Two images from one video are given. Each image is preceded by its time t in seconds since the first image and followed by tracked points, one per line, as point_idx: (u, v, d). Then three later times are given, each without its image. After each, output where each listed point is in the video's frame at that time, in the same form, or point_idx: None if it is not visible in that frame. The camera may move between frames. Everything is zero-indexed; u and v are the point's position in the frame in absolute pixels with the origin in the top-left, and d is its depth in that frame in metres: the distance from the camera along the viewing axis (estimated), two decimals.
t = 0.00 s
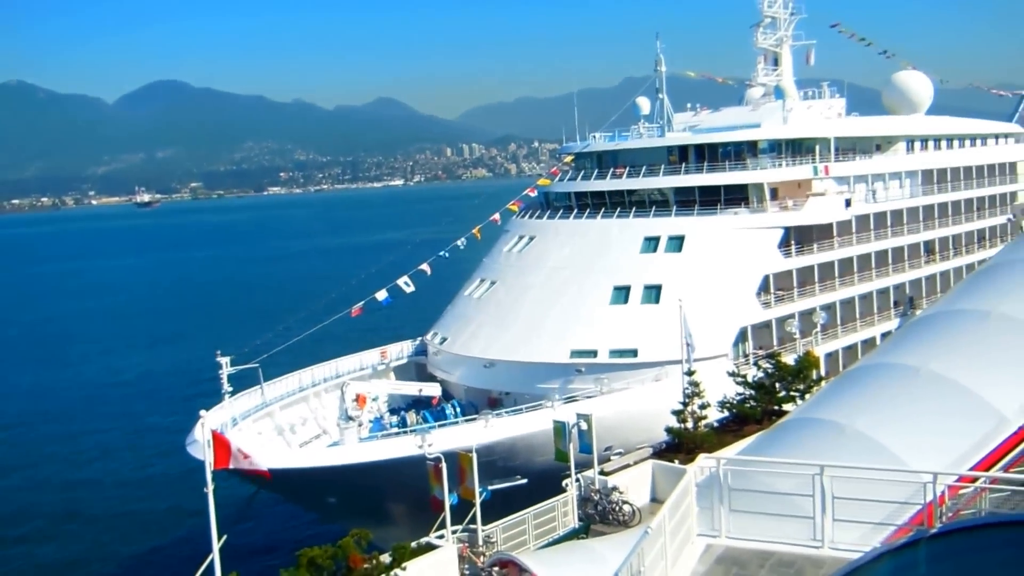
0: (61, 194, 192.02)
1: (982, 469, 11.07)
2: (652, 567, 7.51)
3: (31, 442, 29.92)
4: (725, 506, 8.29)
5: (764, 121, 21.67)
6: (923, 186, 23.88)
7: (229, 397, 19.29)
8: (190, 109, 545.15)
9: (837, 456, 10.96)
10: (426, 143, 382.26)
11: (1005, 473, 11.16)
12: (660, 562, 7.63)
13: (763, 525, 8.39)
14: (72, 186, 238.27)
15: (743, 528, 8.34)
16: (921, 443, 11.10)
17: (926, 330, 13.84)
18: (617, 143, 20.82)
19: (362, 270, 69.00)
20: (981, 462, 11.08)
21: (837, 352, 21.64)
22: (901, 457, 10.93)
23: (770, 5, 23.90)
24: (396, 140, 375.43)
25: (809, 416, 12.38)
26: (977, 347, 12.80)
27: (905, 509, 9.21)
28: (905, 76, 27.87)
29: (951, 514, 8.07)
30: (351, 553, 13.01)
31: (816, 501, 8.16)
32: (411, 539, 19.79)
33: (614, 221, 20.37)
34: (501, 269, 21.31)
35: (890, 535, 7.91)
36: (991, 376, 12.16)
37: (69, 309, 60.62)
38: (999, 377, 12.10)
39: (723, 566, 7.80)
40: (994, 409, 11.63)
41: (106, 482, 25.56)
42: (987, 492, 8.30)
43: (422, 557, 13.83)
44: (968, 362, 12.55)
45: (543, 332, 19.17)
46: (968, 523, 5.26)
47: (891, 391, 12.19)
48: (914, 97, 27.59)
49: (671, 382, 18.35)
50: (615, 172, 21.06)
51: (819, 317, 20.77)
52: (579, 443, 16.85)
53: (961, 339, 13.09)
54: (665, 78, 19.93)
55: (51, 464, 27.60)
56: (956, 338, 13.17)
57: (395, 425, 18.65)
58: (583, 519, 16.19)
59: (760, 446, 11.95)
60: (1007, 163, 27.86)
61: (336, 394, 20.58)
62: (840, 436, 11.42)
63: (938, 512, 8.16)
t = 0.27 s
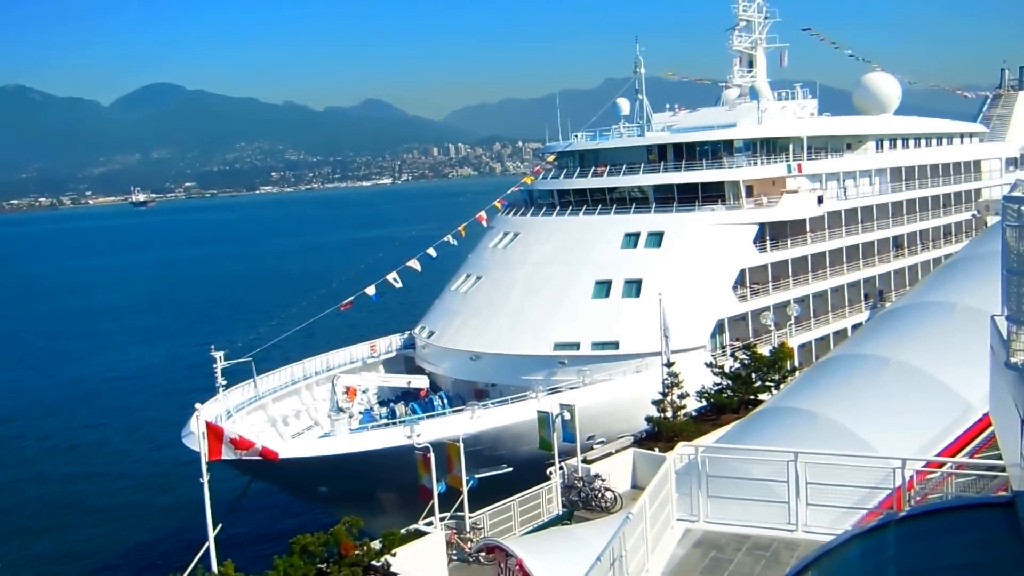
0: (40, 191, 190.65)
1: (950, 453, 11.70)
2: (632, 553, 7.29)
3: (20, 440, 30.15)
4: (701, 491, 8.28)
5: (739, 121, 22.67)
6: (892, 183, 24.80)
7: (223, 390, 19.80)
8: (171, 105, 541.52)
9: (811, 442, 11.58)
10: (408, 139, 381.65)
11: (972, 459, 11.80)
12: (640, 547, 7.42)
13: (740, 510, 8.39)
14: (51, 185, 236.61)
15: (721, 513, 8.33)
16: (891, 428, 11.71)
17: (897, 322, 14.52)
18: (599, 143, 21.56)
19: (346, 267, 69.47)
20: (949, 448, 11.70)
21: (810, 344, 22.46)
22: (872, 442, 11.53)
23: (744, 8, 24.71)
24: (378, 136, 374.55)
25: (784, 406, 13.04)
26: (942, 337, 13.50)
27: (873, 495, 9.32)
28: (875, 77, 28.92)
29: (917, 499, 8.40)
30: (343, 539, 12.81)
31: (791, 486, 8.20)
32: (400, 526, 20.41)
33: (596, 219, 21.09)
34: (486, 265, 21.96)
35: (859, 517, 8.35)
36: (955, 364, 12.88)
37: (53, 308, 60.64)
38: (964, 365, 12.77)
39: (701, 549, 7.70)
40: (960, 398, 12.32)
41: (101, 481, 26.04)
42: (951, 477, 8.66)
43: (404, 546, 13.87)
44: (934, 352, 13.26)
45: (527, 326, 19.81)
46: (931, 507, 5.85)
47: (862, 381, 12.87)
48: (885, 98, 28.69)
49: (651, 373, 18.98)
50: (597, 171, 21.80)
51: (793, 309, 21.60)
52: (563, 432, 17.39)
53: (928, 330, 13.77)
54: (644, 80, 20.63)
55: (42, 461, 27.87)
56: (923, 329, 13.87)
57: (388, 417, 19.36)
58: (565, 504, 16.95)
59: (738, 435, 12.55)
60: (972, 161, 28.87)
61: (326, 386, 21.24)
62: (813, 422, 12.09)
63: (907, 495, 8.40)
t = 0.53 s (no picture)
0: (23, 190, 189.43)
1: (933, 443, 12.14)
2: (626, 543, 7.54)
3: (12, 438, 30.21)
4: (690, 482, 8.63)
5: (729, 119, 23.12)
6: (876, 180, 25.29)
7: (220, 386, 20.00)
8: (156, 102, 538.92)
9: (801, 432, 11.93)
10: (394, 135, 380.66)
11: (954, 447, 12.26)
12: (632, 537, 7.69)
13: (728, 501, 8.69)
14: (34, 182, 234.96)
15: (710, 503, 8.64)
16: (878, 419, 12.08)
17: (881, 317, 14.94)
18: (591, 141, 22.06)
19: (335, 264, 69.59)
20: (932, 438, 12.14)
21: (798, 337, 22.98)
22: (860, 433, 11.90)
23: (733, 8, 25.14)
24: (364, 132, 373.41)
25: (774, 398, 13.40)
26: (926, 331, 13.92)
27: (860, 485, 9.56)
28: (864, 78, 29.28)
29: (904, 488, 8.71)
30: (340, 532, 13.06)
31: (780, 477, 8.51)
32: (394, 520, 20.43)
33: (589, 215, 21.43)
34: (480, 261, 22.27)
35: (845, 506, 8.57)
36: (938, 357, 13.29)
37: (41, 307, 60.48)
38: (947, 359, 13.18)
39: (692, 539, 8.01)
40: (943, 389, 12.73)
41: (96, 478, 26.21)
42: (937, 466, 8.96)
43: (399, 539, 13.64)
44: (918, 345, 13.67)
45: (520, 321, 20.10)
46: (917, 496, 5.73)
47: (849, 374, 13.26)
48: (874, 100, 29.15)
49: (642, 367, 19.28)
50: (588, 168, 22.23)
51: (781, 304, 22.04)
52: (555, 425, 17.65)
53: (911, 325, 14.20)
54: (634, 79, 20.99)
55: (36, 459, 27.96)
56: (907, 323, 14.29)
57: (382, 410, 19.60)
58: (558, 497, 17.16)
59: (730, 427, 12.92)
60: (955, 158, 29.40)
61: (323, 381, 21.51)
62: (802, 414, 12.46)
63: (894, 484, 8.72)
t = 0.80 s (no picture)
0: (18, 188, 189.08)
1: (927, 436, 12.27)
2: (624, 536, 7.62)
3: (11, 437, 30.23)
4: (688, 476, 8.70)
5: (725, 115, 23.25)
6: (871, 176, 25.45)
7: (219, 384, 20.08)
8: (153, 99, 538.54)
9: (797, 426, 12.08)
10: (390, 132, 380.26)
11: (948, 440, 12.40)
12: (630, 532, 7.75)
13: (727, 496, 8.75)
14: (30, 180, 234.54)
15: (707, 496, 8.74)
16: (874, 413, 12.20)
17: (876, 311, 15.06)
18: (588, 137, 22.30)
19: (332, 262, 69.64)
20: (926, 431, 12.26)
21: (793, 332, 23.19)
22: (855, 427, 12.04)
23: (729, 5, 25.27)
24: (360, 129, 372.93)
25: (770, 392, 13.54)
26: (920, 324, 14.05)
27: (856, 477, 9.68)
28: (862, 75, 29.34)
29: (899, 480, 8.83)
30: (339, 528, 13.19)
31: (775, 469, 8.65)
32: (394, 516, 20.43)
33: (586, 212, 21.52)
34: (478, 258, 22.37)
35: (841, 498, 8.61)
36: (932, 349, 13.42)
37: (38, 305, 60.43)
38: (942, 353, 13.31)
39: (689, 533, 8.12)
40: (937, 383, 12.86)
41: (96, 476, 26.31)
42: (929, 459, 9.08)
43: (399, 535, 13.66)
44: (912, 338, 13.80)
45: (518, 317, 20.19)
46: (914, 488, 5.80)
47: (845, 368, 13.38)
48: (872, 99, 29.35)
49: (639, 363, 19.40)
50: (586, 165, 22.39)
51: (777, 299, 22.20)
52: (554, 421, 17.76)
53: (905, 319, 14.33)
54: (631, 75, 21.14)
55: (35, 458, 28.00)
56: (901, 317, 14.42)
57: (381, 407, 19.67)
58: (556, 492, 17.26)
59: (726, 420, 13.06)
60: (949, 154, 29.56)
61: (322, 378, 21.66)
62: (798, 408, 12.60)
63: (889, 477, 8.84)
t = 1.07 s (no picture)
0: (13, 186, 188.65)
1: (921, 430, 12.33)
2: (621, 533, 7.64)
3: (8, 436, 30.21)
4: (684, 471, 8.82)
5: (720, 111, 23.31)
6: (865, 172, 25.53)
7: (216, 382, 20.07)
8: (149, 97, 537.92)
9: (793, 422, 12.12)
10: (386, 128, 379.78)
11: (942, 434, 12.46)
12: (627, 527, 7.81)
13: (724, 489, 8.76)
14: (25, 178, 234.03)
15: (704, 491, 8.80)
16: (869, 408, 12.25)
17: (869, 306, 15.13)
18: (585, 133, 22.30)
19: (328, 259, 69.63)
20: (920, 425, 12.33)
21: (789, 327, 23.27)
22: (850, 421, 12.08)
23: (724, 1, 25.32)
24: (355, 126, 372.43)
25: (766, 387, 13.58)
26: (915, 319, 14.10)
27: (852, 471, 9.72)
28: (856, 74, 29.35)
29: (893, 473, 8.93)
30: (337, 526, 13.21)
31: (770, 464, 8.70)
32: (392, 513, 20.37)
33: (583, 208, 21.57)
34: (475, 255, 22.39)
35: (837, 492, 8.58)
36: (925, 344, 13.48)
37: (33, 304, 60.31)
38: (935, 347, 13.38)
39: (687, 527, 8.17)
40: (931, 377, 12.92)
41: (94, 475, 26.31)
42: (923, 452, 9.15)
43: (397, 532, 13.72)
44: (906, 333, 13.85)
45: (515, 313, 20.20)
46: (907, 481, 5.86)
47: (840, 362, 13.44)
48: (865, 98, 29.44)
49: (637, 358, 19.42)
50: (582, 161, 22.42)
51: (772, 294, 22.34)
52: (552, 417, 17.85)
53: (899, 314, 14.39)
54: (627, 72, 21.18)
55: (32, 458, 27.98)
56: (895, 313, 14.48)
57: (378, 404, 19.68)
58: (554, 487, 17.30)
59: (723, 416, 13.10)
60: (943, 149, 29.65)
61: (319, 375, 21.67)
62: (793, 403, 12.64)
63: (884, 470, 8.93)
